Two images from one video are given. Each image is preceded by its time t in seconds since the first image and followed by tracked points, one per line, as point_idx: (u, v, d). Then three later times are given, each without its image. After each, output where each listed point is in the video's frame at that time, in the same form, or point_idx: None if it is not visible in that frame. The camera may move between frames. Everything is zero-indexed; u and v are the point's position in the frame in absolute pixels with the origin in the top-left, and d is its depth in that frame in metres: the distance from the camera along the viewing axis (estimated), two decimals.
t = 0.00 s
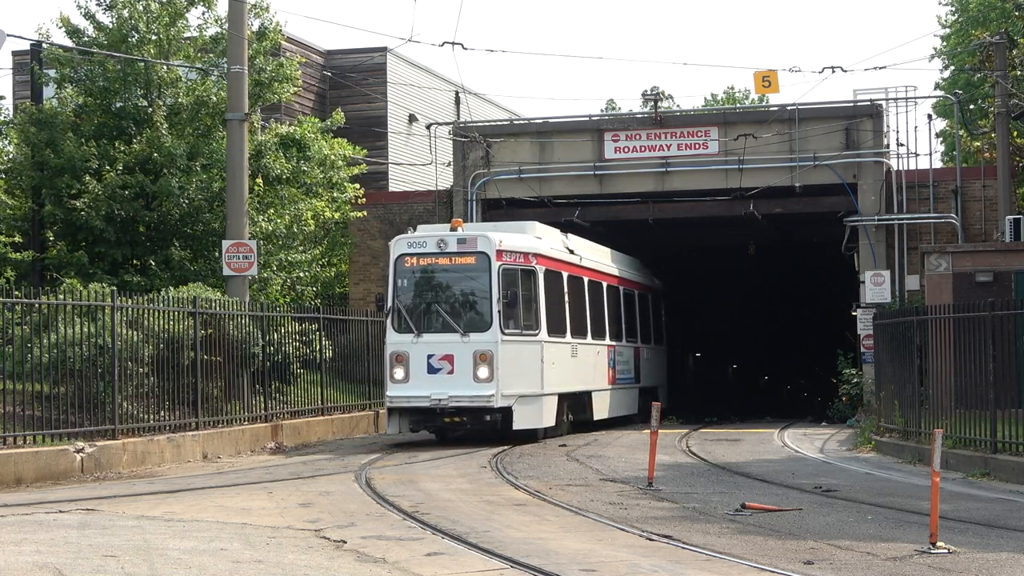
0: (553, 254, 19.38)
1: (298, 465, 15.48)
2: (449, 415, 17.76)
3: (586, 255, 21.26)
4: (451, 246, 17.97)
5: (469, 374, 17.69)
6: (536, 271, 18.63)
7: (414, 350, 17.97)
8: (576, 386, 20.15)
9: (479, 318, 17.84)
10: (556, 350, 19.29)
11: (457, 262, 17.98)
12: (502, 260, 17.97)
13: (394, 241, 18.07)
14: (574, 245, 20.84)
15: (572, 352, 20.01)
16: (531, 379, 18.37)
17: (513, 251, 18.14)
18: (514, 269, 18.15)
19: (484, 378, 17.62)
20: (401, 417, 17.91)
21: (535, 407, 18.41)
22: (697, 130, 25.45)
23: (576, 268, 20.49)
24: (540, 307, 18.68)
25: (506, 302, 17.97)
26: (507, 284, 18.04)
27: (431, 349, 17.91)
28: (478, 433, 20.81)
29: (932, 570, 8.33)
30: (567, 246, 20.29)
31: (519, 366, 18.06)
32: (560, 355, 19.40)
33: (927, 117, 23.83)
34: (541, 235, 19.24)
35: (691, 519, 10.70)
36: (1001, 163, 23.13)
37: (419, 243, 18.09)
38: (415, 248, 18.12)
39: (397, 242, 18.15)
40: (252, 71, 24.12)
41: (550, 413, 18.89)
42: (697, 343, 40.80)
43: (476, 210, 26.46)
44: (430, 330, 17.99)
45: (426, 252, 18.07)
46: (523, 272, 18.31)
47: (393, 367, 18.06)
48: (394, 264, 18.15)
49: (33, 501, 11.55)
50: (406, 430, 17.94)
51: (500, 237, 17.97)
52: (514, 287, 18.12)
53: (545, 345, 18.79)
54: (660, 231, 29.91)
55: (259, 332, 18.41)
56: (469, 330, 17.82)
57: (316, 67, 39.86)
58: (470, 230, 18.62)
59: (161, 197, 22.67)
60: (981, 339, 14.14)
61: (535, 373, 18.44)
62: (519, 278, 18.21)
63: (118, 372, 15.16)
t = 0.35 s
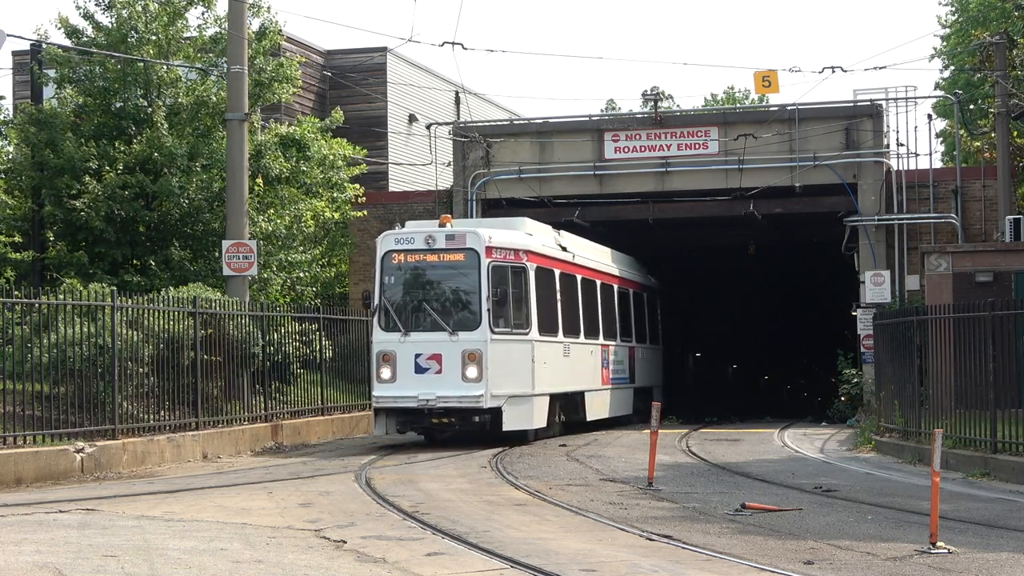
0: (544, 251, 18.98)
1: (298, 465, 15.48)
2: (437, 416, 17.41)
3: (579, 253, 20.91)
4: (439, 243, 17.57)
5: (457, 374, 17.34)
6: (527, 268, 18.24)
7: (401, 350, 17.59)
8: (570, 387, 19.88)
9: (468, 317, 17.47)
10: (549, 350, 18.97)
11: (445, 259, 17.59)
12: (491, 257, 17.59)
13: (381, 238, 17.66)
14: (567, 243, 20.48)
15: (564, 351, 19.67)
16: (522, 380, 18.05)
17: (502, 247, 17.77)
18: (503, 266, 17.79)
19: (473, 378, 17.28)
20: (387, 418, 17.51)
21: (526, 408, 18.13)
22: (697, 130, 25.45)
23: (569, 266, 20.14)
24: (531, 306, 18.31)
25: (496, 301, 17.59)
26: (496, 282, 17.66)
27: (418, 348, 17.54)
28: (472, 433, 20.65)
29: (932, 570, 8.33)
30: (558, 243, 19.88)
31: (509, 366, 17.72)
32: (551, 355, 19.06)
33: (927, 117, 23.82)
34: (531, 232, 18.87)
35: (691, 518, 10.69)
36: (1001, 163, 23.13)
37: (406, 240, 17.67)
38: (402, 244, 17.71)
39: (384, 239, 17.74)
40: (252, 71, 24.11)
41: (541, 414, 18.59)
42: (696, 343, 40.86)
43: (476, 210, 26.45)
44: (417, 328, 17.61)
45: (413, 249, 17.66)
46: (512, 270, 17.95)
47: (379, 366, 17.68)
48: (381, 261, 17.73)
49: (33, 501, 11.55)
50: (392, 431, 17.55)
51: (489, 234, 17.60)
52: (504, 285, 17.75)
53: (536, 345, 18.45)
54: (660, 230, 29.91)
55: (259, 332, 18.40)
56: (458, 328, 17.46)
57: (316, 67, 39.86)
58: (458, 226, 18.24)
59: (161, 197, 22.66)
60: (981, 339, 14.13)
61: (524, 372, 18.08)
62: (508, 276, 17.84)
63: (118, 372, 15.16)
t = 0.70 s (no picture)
0: (534, 248, 18.49)
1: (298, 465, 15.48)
2: (422, 417, 16.90)
3: (571, 250, 20.44)
4: (425, 240, 17.11)
5: (444, 374, 16.86)
6: (516, 265, 17.76)
7: (386, 350, 17.12)
8: (562, 388, 19.42)
9: (455, 315, 17.00)
10: (539, 349, 18.48)
11: (432, 256, 17.13)
12: (479, 254, 17.11)
13: (366, 234, 17.23)
14: (558, 239, 19.97)
15: (555, 350, 19.19)
16: (510, 380, 17.55)
17: (491, 244, 17.30)
18: (492, 263, 17.32)
19: (460, 378, 16.81)
20: (373, 420, 17.04)
21: (515, 409, 17.64)
22: (697, 130, 25.45)
23: (559, 263, 19.64)
24: (521, 304, 17.83)
25: (484, 299, 17.12)
26: (485, 279, 17.18)
27: (404, 348, 17.07)
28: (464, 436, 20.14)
29: (932, 570, 8.33)
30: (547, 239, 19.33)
31: (497, 366, 17.22)
32: (541, 354, 18.55)
33: (927, 117, 23.82)
34: (521, 228, 18.39)
35: (691, 518, 10.69)
36: (1001, 162, 23.11)
37: (392, 237, 17.22)
38: (388, 241, 17.25)
39: (369, 236, 17.30)
40: (252, 71, 24.11)
41: (530, 415, 18.11)
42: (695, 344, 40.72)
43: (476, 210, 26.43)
44: (403, 327, 17.14)
45: (399, 246, 17.20)
46: (501, 267, 17.47)
47: (364, 366, 17.22)
48: (366, 258, 17.28)
49: (33, 501, 11.55)
50: (378, 433, 17.06)
51: (477, 230, 17.12)
52: (493, 282, 17.28)
53: (525, 343, 17.92)
54: (659, 230, 29.85)
55: (259, 332, 18.39)
56: (445, 327, 16.99)
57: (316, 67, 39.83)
58: (446, 222, 17.78)
59: (162, 197, 22.67)
60: (981, 339, 14.13)
61: (514, 372, 17.60)
62: (497, 274, 17.37)
63: (118, 371, 15.16)
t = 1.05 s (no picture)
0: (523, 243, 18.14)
1: (298, 465, 15.48)
2: (408, 417, 16.65)
3: (562, 246, 20.11)
4: (410, 235, 16.78)
5: (429, 373, 16.53)
6: (503, 261, 17.42)
7: (370, 348, 16.79)
8: (553, 387, 19.11)
9: (440, 312, 16.66)
10: (529, 347, 18.16)
11: (417, 252, 16.79)
12: (466, 249, 16.77)
13: (349, 229, 16.91)
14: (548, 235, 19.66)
15: (546, 349, 18.84)
16: (497, 379, 17.20)
17: (478, 239, 16.95)
18: (479, 258, 16.97)
19: (446, 377, 16.47)
20: (358, 422, 16.80)
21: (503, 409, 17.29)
22: (697, 129, 25.45)
23: (550, 260, 19.31)
24: (508, 300, 17.49)
25: (470, 295, 16.78)
26: (471, 275, 16.84)
27: (389, 346, 16.73)
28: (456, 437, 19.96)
29: (932, 570, 8.33)
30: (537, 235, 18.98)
31: (484, 365, 16.89)
32: (531, 352, 18.20)
33: (927, 117, 23.84)
34: (510, 223, 18.05)
35: (691, 518, 10.69)
36: (1001, 162, 23.11)
37: (376, 232, 16.89)
38: (372, 237, 16.92)
39: (352, 231, 16.97)
40: (252, 71, 24.12)
41: (519, 415, 17.74)
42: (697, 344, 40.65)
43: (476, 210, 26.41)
44: (387, 325, 16.80)
45: (383, 242, 16.87)
46: (488, 262, 17.13)
47: (348, 366, 16.88)
48: (349, 254, 16.96)
49: (33, 501, 11.55)
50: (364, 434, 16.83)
51: (463, 224, 16.78)
52: (480, 278, 16.94)
53: (513, 342, 17.59)
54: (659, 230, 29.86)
55: (259, 332, 18.38)
56: (430, 325, 16.65)
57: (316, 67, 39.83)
58: (432, 217, 17.42)
59: (162, 197, 22.67)
60: (981, 339, 14.13)
61: (501, 371, 17.26)
62: (484, 270, 17.02)
63: (119, 371, 15.16)
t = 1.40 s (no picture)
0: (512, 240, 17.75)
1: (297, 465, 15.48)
2: (392, 419, 16.25)
3: (553, 244, 19.87)
4: (395, 231, 16.33)
5: (414, 374, 16.08)
6: (491, 259, 17.00)
7: (353, 349, 16.34)
8: (544, 388, 18.76)
9: (425, 311, 16.21)
10: (518, 348, 17.77)
11: (402, 249, 16.34)
12: (452, 246, 16.33)
13: (332, 225, 16.47)
14: (539, 232, 19.37)
15: (535, 349, 18.48)
16: (485, 379, 16.78)
17: (464, 236, 16.52)
18: (465, 255, 16.54)
19: (432, 378, 16.02)
20: (341, 423, 16.35)
21: (490, 411, 16.86)
22: (697, 129, 25.45)
23: (541, 257, 19.02)
24: (496, 299, 17.05)
25: (457, 294, 16.34)
26: (458, 273, 16.40)
27: (373, 346, 16.27)
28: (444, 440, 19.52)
29: (932, 570, 8.33)
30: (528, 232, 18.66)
31: (470, 365, 16.44)
32: (520, 352, 17.81)
33: (928, 117, 23.87)
34: (498, 220, 17.66)
35: (691, 519, 10.69)
36: (1001, 162, 23.11)
37: (359, 228, 16.44)
38: (355, 233, 16.48)
39: (335, 227, 16.53)
40: (252, 71, 24.12)
41: (508, 417, 17.30)
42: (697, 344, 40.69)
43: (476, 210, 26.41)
44: (371, 325, 16.35)
45: (367, 238, 16.43)
46: (475, 260, 16.70)
47: (331, 366, 16.43)
48: (332, 251, 16.51)
49: (33, 501, 11.56)
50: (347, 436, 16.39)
51: (449, 221, 16.33)
52: (466, 276, 16.51)
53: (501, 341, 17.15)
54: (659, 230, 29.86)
55: (259, 332, 18.38)
56: (415, 324, 16.20)
57: (316, 67, 39.83)
58: (418, 213, 16.97)
59: (162, 197, 22.67)
60: (981, 339, 14.14)
61: (489, 371, 16.84)
62: (470, 267, 16.59)
63: (119, 372, 15.16)
